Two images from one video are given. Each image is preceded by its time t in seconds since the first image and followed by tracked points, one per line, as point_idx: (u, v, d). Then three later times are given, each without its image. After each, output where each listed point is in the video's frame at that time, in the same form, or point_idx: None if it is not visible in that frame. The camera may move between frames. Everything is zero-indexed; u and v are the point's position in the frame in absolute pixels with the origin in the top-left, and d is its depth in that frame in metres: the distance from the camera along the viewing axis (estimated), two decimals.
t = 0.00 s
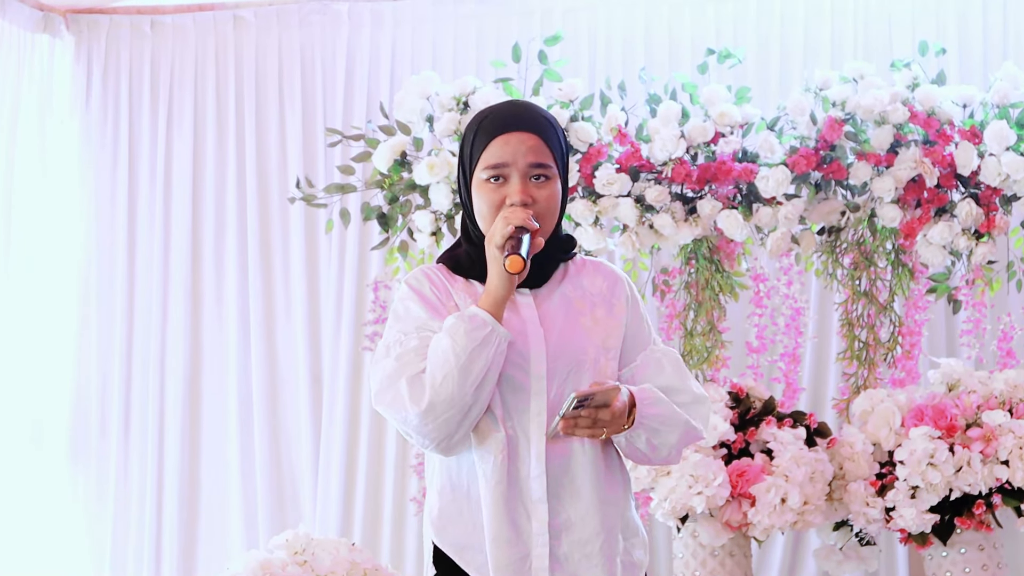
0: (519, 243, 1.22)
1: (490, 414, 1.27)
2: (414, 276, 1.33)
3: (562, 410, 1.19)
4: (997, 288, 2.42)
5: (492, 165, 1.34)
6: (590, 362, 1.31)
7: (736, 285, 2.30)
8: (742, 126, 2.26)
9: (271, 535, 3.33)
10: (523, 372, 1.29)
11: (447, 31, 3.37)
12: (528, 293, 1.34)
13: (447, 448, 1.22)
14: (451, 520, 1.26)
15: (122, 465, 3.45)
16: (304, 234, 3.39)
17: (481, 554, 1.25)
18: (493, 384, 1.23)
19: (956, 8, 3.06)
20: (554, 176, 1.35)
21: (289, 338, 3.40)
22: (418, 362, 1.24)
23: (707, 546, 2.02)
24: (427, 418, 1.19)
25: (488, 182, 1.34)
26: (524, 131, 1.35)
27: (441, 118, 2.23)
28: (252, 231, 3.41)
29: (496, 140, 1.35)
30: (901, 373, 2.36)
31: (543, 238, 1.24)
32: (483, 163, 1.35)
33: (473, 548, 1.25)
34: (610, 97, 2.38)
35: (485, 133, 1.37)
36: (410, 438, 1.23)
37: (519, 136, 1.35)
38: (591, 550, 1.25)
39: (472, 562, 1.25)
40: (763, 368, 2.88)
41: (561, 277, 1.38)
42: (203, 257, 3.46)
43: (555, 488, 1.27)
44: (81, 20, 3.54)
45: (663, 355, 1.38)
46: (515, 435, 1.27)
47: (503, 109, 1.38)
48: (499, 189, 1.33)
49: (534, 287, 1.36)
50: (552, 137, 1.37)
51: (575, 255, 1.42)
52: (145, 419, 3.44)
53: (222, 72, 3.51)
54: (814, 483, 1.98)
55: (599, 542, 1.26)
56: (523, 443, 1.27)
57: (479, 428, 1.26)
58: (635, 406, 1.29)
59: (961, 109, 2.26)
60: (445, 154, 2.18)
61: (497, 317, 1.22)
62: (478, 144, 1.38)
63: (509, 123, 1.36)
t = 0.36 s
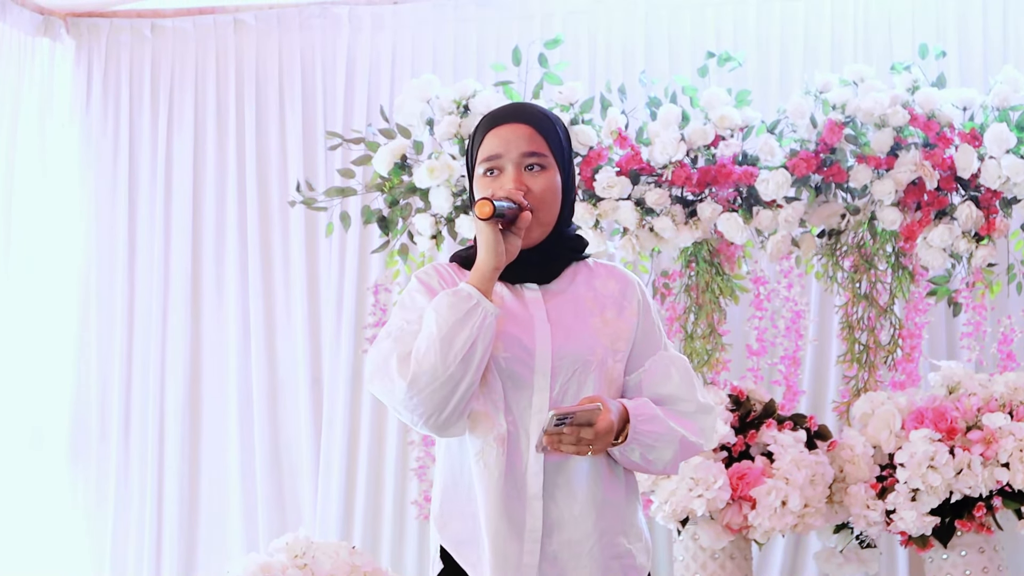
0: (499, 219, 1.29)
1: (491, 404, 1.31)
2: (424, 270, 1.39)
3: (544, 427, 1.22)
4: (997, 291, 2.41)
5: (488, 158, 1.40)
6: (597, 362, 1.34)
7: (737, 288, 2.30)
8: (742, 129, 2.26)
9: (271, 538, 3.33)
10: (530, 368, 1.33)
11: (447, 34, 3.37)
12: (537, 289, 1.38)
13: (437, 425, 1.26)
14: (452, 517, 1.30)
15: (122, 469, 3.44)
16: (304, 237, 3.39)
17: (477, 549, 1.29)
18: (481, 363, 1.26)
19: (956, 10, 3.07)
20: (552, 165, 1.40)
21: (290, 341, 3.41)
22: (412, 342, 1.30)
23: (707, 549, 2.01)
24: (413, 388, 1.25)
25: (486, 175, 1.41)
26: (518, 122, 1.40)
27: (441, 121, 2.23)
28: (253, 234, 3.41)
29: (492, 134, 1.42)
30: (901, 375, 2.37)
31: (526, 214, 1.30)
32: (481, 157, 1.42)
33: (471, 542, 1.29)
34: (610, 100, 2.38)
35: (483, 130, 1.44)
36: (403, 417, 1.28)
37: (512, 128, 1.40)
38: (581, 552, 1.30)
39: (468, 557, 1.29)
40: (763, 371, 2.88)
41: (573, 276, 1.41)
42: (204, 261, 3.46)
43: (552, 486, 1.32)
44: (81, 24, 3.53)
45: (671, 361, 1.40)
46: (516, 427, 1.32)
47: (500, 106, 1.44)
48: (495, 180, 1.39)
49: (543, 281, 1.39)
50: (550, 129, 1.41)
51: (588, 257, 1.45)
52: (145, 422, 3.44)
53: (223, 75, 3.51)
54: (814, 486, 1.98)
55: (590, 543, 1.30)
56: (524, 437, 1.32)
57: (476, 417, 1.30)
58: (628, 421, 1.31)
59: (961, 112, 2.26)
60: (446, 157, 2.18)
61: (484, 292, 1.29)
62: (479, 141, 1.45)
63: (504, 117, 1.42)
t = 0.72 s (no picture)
0: (492, 227, 1.29)
1: (490, 407, 1.33)
2: (429, 273, 1.41)
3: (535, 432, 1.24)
4: (997, 291, 2.41)
5: (488, 165, 1.42)
6: (597, 365, 1.36)
7: (736, 289, 2.30)
8: (742, 130, 2.26)
9: (271, 538, 3.33)
10: (528, 370, 1.35)
11: (447, 35, 3.38)
12: (541, 292, 1.40)
13: (437, 433, 1.28)
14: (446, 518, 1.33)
15: (122, 469, 3.45)
16: (304, 238, 3.39)
17: (473, 553, 1.31)
18: (480, 371, 1.28)
19: (955, 10, 3.07)
20: (552, 170, 1.41)
21: (289, 341, 3.41)
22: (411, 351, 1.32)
23: (706, 549, 2.01)
24: (411, 399, 1.27)
25: (487, 182, 1.43)
26: (518, 129, 1.42)
27: (441, 122, 2.23)
28: (253, 235, 3.41)
29: (492, 141, 1.43)
30: (900, 376, 2.37)
31: (519, 220, 1.30)
32: (482, 165, 1.44)
33: (467, 546, 1.32)
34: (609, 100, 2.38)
35: (485, 137, 1.46)
36: (404, 426, 1.30)
37: (512, 135, 1.42)
38: (575, 556, 1.32)
39: (464, 561, 1.31)
40: (763, 372, 2.88)
41: (579, 281, 1.43)
42: (203, 262, 3.46)
43: (547, 487, 1.34)
44: (81, 25, 3.53)
45: (674, 372, 1.42)
46: (513, 429, 1.34)
47: (501, 113, 1.46)
48: (495, 187, 1.41)
49: (545, 285, 1.41)
50: (551, 134, 1.43)
51: (595, 264, 1.47)
52: (145, 423, 3.44)
53: (222, 76, 3.51)
54: (814, 487, 1.98)
55: (584, 549, 1.32)
56: (520, 440, 1.33)
57: (476, 423, 1.32)
58: (623, 431, 1.32)
59: (961, 113, 2.26)
60: (445, 158, 2.17)
61: (482, 301, 1.29)
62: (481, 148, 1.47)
63: (504, 124, 1.44)
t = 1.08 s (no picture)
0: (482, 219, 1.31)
1: (483, 403, 1.36)
2: (429, 272, 1.42)
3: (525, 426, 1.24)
4: (996, 293, 2.41)
5: (484, 163, 1.44)
6: (591, 365, 1.37)
7: (735, 291, 2.30)
8: (740, 132, 2.26)
9: (269, 541, 3.33)
10: (522, 367, 1.36)
11: (446, 38, 3.37)
12: (537, 291, 1.41)
13: (428, 424, 1.31)
14: (444, 516, 1.37)
15: (121, 473, 3.44)
16: (302, 241, 3.39)
17: (466, 550, 1.34)
18: (468, 362, 1.30)
19: (953, 13, 3.07)
20: (547, 167, 1.43)
21: (288, 344, 3.40)
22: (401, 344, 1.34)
23: (705, 552, 2.01)
24: (400, 389, 1.29)
25: (484, 179, 1.45)
26: (512, 126, 1.44)
27: (440, 124, 2.23)
28: (251, 238, 3.41)
29: (488, 138, 1.46)
30: (899, 378, 2.38)
31: (509, 212, 1.32)
32: (479, 162, 1.47)
33: (461, 542, 1.35)
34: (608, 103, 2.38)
35: (483, 135, 1.48)
36: (397, 417, 1.33)
37: (507, 132, 1.44)
38: (567, 555, 1.32)
39: (458, 556, 1.34)
40: (762, 375, 2.88)
41: (579, 280, 1.44)
42: (201, 265, 3.46)
43: (539, 486, 1.35)
44: (80, 28, 3.53)
45: (674, 372, 1.42)
46: (506, 426, 1.35)
47: (498, 111, 1.48)
48: (490, 183, 1.43)
49: (544, 284, 1.43)
50: (547, 131, 1.44)
51: (596, 264, 1.48)
52: (144, 426, 3.44)
53: (221, 79, 3.51)
54: (812, 489, 1.98)
55: (577, 547, 1.32)
56: (512, 436, 1.35)
57: (468, 417, 1.35)
58: (617, 429, 1.32)
59: (960, 115, 2.27)
60: (444, 161, 2.17)
61: (472, 294, 1.32)
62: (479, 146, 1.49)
63: (501, 121, 1.46)
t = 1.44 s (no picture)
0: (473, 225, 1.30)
1: (474, 408, 1.36)
2: (424, 274, 1.42)
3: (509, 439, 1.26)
4: (995, 294, 2.41)
5: (479, 165, 1.46)
6: (583, 368, 1.37)
7: (734, 291, 2.30)
8: (741, 132, 2.26)
9: (269, 540, 3.33)
10: (512, 371, 1.37)
11: (446, 38, 3.38)
12: (531, 294, 1.42)
13: (419, 430, 1.32)
14: (433, 520, 1.37)
15: (121, 473, 3.44)
16: (301, 241, 3.39)
17: (455, 553, 1.34)
18: (458, 368, 1.30)
19: (953, 13, 3.07)
20: (541, 170, 1.44)
21: (288, 344, 3.40)
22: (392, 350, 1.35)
23: (704, 552, 2.02)
24: (389, 396, 1.31)
25: (479, 181, 1.46)
26: (507, 129, 1.45)
27: (440, 124, 2.24)
28: (251, 238, 3.41)
29: (484, 141, 1.47)
30: (899, 378, 2.38)
31: (498, 218, 1.32)
32: (475, 164, 1.48)
33: (451, 547, 1.34)
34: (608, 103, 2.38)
35: (480, 137, 1.49)
36: (390, 424, 1.34)
37: (502, 134, 1.45)
38: (556, 558, 1.32)
39: (448, 560, 1.34)
40: (762, 375, 2.88)
41: (574, 283, 1.45)
42: (201, 265, 3.46)
43: (528, 491, 1.35)
44: (80, 28, 3.53)
45: (668, 377, 1.42)
46: (497, 430, 1.36)
47: (496, 114, 1.49)
48: (485, 185, 1.44)
49: (539, 289, 1.43)
50: (541, 133, 1.45)
51: (593, 268, 1.49)
52: (143, 426, 3.44)
53: (221, 79, 3.51)
54: (812, 489, 1.98)
55: (566, 551, 1.32)
56: (501, 441, 1.35)
57: (460, 423, 1.35)
58: (606, 438, 1.33)
59: (959, 115, 2.26)
60: (444, 161, 2.17)
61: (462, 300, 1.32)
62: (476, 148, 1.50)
63: (497, 124, 1.47)
